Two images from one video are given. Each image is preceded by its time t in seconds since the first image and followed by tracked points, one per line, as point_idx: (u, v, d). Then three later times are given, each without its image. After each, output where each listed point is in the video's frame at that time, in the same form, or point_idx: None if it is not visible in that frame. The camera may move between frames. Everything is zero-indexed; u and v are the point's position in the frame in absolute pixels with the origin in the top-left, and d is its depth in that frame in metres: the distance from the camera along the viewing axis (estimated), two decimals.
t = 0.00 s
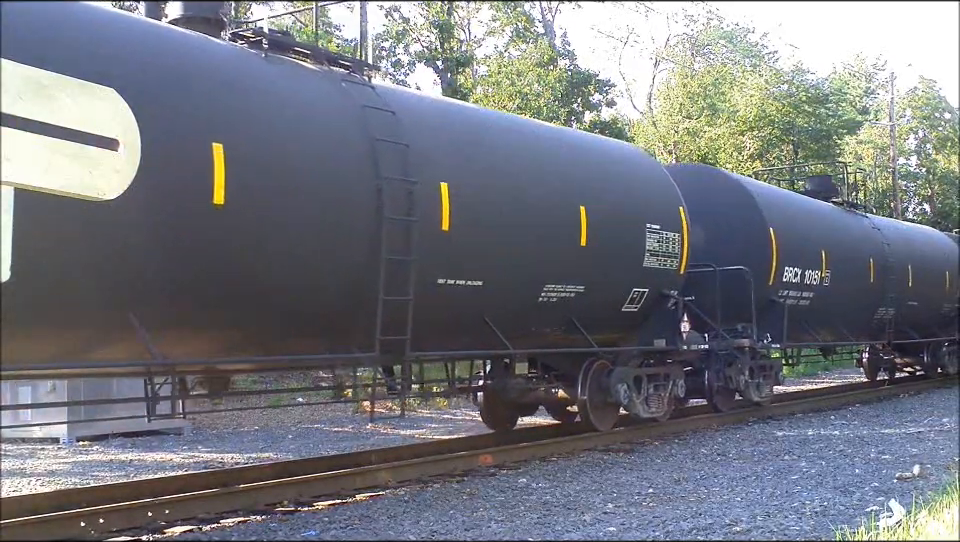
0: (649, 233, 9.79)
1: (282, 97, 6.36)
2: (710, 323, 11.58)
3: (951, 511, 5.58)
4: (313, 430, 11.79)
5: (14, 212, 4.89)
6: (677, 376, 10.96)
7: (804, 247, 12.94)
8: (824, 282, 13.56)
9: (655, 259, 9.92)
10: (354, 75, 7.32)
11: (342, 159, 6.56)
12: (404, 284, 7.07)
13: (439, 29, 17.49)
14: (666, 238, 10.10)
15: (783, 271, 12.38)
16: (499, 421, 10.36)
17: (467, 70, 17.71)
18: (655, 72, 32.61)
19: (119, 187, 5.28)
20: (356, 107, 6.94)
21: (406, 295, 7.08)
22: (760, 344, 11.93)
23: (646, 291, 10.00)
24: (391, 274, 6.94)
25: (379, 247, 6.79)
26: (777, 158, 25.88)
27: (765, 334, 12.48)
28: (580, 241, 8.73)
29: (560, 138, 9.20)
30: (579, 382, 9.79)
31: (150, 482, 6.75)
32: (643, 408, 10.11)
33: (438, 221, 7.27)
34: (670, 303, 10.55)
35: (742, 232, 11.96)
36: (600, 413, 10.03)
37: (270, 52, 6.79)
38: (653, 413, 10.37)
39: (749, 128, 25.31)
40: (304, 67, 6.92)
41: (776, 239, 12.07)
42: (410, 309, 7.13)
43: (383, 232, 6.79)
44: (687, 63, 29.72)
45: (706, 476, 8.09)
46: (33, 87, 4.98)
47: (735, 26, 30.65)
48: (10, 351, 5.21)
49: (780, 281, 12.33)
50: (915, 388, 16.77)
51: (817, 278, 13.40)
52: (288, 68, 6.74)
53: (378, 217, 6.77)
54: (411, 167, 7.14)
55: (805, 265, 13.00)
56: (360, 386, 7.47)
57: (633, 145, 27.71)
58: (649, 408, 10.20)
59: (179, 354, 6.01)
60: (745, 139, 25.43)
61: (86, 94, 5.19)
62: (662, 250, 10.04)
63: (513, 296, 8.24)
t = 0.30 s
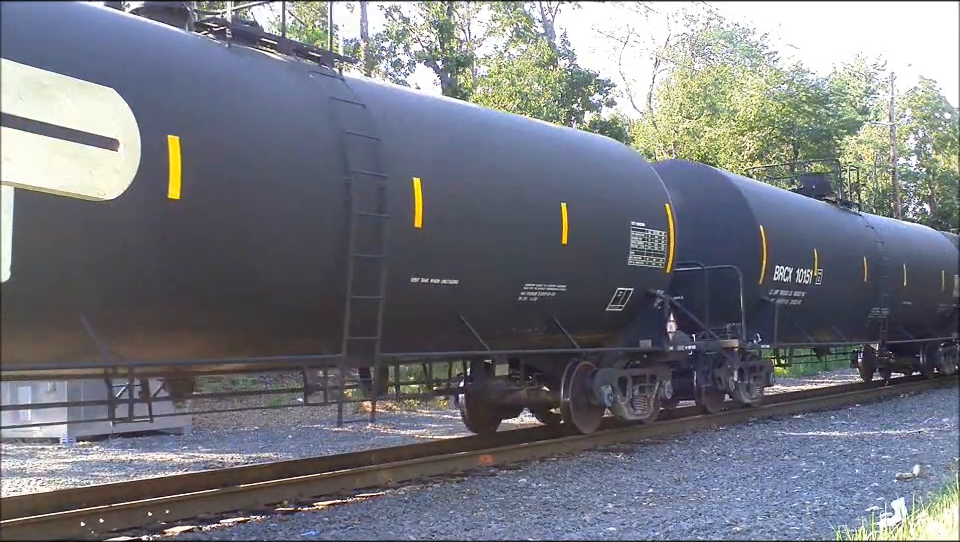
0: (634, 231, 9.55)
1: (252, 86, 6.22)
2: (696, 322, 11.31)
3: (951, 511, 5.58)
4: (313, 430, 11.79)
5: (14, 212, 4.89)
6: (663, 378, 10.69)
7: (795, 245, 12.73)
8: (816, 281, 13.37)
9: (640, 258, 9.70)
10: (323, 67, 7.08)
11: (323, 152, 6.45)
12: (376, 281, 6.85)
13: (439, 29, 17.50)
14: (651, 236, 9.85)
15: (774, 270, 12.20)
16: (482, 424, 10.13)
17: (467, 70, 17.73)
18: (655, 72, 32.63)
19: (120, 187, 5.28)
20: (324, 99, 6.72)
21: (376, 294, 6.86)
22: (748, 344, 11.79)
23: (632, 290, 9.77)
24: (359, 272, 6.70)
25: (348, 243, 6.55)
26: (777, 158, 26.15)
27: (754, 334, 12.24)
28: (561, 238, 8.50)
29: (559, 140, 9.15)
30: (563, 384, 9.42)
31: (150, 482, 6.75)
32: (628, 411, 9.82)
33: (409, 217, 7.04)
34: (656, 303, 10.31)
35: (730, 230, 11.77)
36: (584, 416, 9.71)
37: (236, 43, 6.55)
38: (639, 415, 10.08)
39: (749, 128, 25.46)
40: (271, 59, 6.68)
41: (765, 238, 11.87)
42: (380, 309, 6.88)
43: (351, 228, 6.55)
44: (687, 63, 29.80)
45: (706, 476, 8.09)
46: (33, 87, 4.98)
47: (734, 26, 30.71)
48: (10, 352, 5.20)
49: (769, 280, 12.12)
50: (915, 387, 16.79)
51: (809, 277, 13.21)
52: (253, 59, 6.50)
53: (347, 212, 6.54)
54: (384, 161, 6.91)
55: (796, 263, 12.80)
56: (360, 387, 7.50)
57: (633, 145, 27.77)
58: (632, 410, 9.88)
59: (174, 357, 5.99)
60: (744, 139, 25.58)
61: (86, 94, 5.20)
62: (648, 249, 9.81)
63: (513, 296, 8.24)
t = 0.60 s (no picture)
0: (618, 229, 9.32)
1: (247, 85, 6.19)
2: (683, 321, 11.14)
3: (951, 511, 5.58)
4: (312, 430, 11.79)
5: (14, 212, 4.89)
6: (649, 379, 10.52)
7: (785, 244, 12.50)
8: (807, 281, 13.19)
9: (624, 256, 9.47)
10: (293, 60, 6.84)
11: (322, 152, 6.43)
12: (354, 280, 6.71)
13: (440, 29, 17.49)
14: (635, 234, 9.61)
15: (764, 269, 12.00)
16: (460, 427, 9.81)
17: (467, 70, 17.77)
18: (655, 72, 32.64)
19: (119, 187, 5.29)
20: (287, 90, 6.46)
21: (344, 293, 6.62)
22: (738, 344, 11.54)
23: (616, 290, 9.54)
24: (327, 271, 6.46)
25: (326, 240, 6.40)
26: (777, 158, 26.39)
27: (743, 335, 12.02)
28: (540, 236, 8.25)
29: (566, 145, 9.14)
30: (544, 386, 9.33)
31: (150, 482, 6.76)
32: (611, 412, 9.70)
33: (379, 213, 6.79)
34: (640, 302, 10.09)
35: (716, 228, 11.53)
36: (568, 419, 9.56)
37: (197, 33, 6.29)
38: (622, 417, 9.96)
39: (749, 129, 25.87)
40: (233, 50, 6.43)
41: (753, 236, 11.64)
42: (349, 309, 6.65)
43: (328, 224, 6.39)
44: (687, 63, 29.85)
45: (706, 476, 8.09)
46: (34, 87, 4.98)
47: (734, 26, 30.75)
48: (9, 351, 5.15)
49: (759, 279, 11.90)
50: (915, 388, 16.81)
51: (800, 276, 13.03)
52: (216, 49, 6.26)
53: (311, 206, 6.29)
54: (352, 156, 6.66)
55: (787, 262, 12.60)
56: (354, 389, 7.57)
57: (633, 145, 27.84)
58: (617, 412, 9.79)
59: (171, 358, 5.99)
60: (745, 138, 25.82)
61: (86, 93, 5.20)
62: (632, 247, 9.58)
63: (514, 296, 8.26)
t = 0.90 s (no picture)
0: (600, 226, 9.08)
1: (246, 82, 6.22)
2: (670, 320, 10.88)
3: (951, 511, 5.59)
4: (312, 430, 11.80)
5: (14, 212, 4.89)
6: (635, 381, 10.17)
7: (776, 242, 12.26)
8: (799, 280, 12.96)
9: (608, 254, 9.22)
10: (259, 52, 6.59)
11: (321, 148, 6.45)
12: (352, 278, 6.71)
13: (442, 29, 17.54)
14: (618, 231, 9.36)
15: (753, 268, 11.78)
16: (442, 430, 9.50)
17: (467, 70, 17.81)
18: (655, 72, 32.62)
19: (120, 187, 5.29)
20: (249, 81, 6.24)
21: (309, 292, 6.36)
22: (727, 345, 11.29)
23: (599, 289, 9.29)
24: (294, 269, 6.22)
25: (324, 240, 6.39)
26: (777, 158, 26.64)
27: (732, 335, 11.80)
28: (519, 233, 8.03)
29: (570, 145, 9.18)
30: (525, 387, 9.02)
31: (150, 482, 6.76)
32: (594, 414, 9.37)
33: (347, 209, 6.54)
34: (624, 302, 9.81)
35: (706, 225, 11.30)
36: (549, 420, 9.23)
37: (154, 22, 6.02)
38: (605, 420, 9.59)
39: (748, 129, 26.01)
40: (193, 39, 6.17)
41: (743, 233, 11.41)
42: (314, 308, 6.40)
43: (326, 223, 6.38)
44: (687, 63, 29.90)
45: (706, 476, 8.09)
46: (33, 87, 4.98)
47: (734, 26, 30.81)
48: (10, 351, 5.15)
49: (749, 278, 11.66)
50: (915, 388, 16.82)
51: (792, 275, 12.80)
52: (178, 38, 6.04)
53: (273, 202, 6.06)
54: (316, 149, 6.41)
55: (778, 260, 12.35)
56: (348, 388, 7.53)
57: (633, 145, 27.91)
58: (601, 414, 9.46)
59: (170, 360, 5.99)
60: (744, 139, 25.93)
61: (86, 94, 5.20)
62: (616, 245, 9.33)
63: (514, 296, 8.26)
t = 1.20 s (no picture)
0: (582, 224, 8.84)
1: (247, 80, 6.21)
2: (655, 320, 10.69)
3: (951, 511, 5.58)
4: (313, 430, 11.80)
5: (14, 212, 4.89)
6: (619, 382, 9.92)
7: (765, 241, 12.09)
8: (790, 279, 12.80)
9: (590, 253, 8.97)
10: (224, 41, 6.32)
11: (319, 147, 6.43)
12: (351, 279, 6.70)
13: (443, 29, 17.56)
14: (602, 229, 9.12)
15: (741, 267, 11.61)
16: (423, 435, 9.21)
17: (466, 70, 17.83)
18: (656, 72, 32.64)
19: (120, 187, 5.30)
20: (209, 71, 5.98)
21: (271, 291, 6.08)
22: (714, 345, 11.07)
23: (581, 287, 9.05)
24: (255, 267, 5.98)
25: (322, 239, 6.38)
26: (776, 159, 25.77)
27: (719, 335, 11.66)
28: (497, 231, 7.81)
29: (570, 145, 9.17)
30: (503, 388, 8.73)
31: (150, 482, 6.76)
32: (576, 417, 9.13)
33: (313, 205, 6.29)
34: (608, 302, 9.55)
35: (695, 224, 11.13)
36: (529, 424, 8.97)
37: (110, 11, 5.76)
38: (588, 422, 9.36)
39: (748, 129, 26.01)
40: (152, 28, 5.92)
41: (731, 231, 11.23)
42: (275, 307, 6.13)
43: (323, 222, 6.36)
44: (687, 63, 29.90)
45: (706, 476, 8.09)
46: (33, 88, 4.98)
47: (734, 25, 30.83)
48: (10, 351, 5.16)
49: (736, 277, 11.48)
50: (915, 388, 16.82)
51: (783, 274, 12.63)
52: (135, 28, 5.78)
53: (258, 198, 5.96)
54: (281, 142, 6.17)
55: (768, 259, 12.18)
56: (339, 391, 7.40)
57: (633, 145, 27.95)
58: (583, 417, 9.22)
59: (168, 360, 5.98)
60: (744, 139, 25.88)
61: (87, 94, 5.20)
62: (599, 243, 9.09)
63: (513, 296, 8.25)
